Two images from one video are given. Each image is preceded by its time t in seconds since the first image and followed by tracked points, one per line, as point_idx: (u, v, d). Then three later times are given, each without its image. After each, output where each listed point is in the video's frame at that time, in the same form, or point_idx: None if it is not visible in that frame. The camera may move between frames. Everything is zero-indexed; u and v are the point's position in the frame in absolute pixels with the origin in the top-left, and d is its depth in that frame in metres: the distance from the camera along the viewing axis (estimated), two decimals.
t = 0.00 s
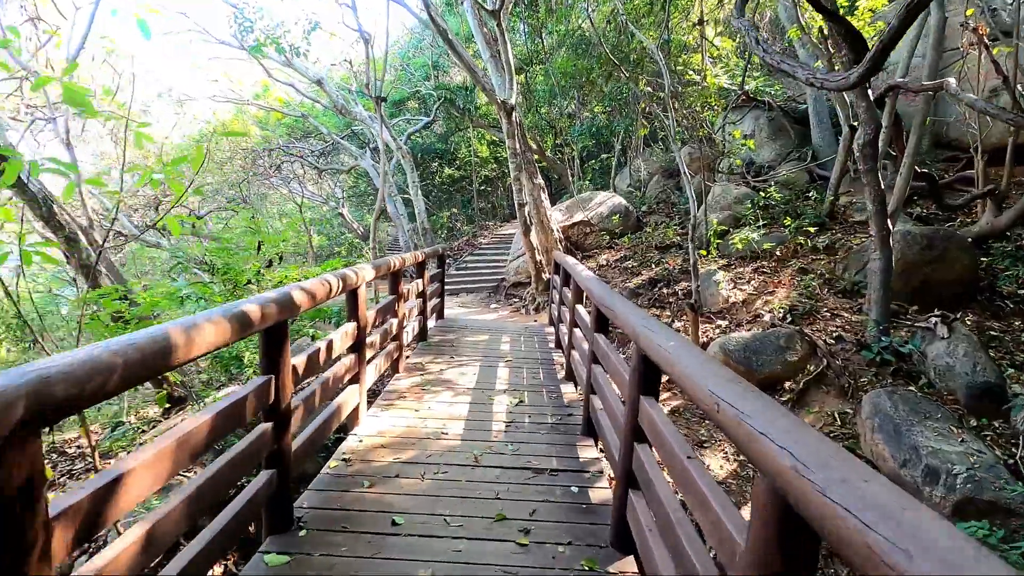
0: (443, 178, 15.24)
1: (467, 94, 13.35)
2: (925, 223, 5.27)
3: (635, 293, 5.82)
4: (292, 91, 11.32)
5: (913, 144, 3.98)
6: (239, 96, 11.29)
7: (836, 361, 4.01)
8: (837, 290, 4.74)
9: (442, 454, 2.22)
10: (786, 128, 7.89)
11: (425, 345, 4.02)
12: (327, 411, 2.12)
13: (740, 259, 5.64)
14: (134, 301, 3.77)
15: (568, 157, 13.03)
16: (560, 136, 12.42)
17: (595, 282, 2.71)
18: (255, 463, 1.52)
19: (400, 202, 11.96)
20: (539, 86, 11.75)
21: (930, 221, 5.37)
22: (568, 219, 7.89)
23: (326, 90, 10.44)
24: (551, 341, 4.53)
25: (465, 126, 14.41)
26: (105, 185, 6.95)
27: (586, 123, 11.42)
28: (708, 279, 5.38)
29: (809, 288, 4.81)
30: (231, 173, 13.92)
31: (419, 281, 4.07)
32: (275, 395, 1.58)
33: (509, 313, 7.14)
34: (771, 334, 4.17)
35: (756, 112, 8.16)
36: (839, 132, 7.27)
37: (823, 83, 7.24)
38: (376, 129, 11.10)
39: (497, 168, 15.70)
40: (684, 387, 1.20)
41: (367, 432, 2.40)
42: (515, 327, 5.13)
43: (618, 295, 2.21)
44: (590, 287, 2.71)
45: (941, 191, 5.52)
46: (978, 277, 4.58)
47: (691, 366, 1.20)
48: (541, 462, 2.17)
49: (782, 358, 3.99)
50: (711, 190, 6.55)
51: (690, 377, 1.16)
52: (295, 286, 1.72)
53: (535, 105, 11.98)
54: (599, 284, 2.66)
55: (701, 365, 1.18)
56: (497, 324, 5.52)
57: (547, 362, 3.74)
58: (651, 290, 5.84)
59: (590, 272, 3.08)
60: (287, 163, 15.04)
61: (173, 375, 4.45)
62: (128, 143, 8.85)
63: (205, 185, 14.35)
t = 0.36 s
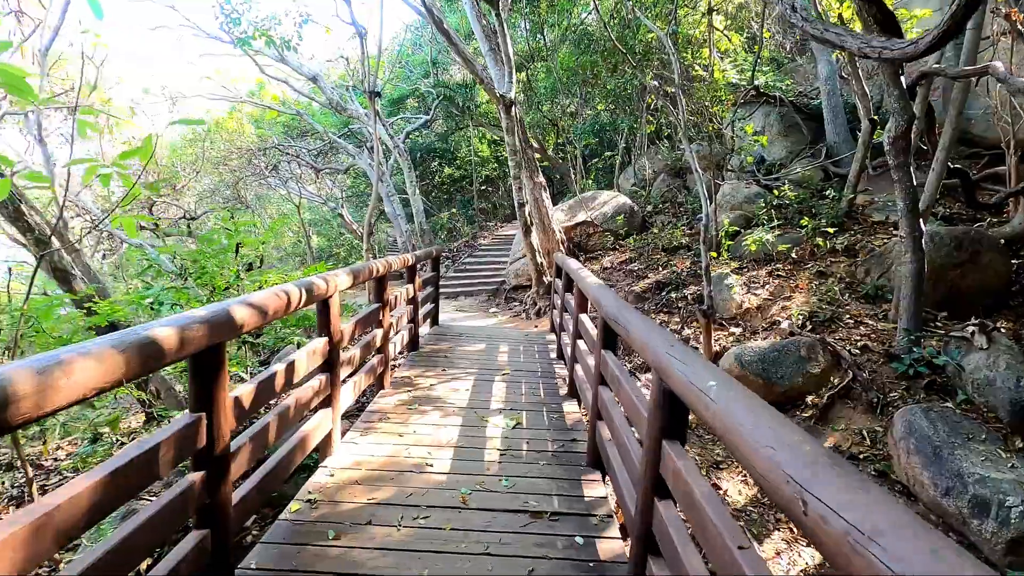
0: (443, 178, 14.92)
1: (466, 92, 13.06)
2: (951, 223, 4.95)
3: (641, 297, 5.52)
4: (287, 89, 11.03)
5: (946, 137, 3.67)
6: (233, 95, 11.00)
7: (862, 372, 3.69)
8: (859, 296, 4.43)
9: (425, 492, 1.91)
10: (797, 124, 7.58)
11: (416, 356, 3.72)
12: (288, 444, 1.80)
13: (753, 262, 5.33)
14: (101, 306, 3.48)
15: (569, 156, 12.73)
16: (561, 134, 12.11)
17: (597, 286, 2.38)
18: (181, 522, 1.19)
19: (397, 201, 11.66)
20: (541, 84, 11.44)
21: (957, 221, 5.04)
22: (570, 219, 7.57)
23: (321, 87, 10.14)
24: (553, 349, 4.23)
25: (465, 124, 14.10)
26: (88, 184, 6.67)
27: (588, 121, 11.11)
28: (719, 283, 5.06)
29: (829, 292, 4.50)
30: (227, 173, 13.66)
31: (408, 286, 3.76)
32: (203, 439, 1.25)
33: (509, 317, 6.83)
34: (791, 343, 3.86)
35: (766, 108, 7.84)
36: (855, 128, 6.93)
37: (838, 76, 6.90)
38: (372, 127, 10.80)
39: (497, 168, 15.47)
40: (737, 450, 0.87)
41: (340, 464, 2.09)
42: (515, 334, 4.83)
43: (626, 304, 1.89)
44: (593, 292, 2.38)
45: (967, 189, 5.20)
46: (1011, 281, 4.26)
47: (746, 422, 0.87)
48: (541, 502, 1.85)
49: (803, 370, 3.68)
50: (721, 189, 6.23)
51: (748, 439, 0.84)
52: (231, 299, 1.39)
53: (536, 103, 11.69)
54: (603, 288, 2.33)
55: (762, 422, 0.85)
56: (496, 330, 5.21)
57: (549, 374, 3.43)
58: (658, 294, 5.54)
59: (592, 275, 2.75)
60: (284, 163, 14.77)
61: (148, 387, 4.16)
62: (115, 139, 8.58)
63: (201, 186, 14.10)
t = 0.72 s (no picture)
0: (444, 178, 14.59)
1: (467, 90, 12.73)
2: (983, 225, 4.61)
3: (650, 304, 5.21)
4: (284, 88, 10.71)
5: (990, 131, 3.34)
6: (228, 93, 10.70)
7: (896, 389, 3.37)
8: (888, 303, 4.10)
9: (407, 547, 1.60)
10: (812, 121, 7.24)
11: (408, 370, 3.41)
12: (240, 492, 1.50)
13: (770, 266, 5.01)
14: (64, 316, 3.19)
15: (573, 156, 12.38)
16: (565, 133, 11.76)
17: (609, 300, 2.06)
18: None
19: (396, 202, 11.35)
20: (544, 81, 11.10)
21: (991, 223, 4.70)
22: (574, 220, 7.25)
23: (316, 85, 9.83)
24: (556, 360, 3.93)
25: (466, 123, 13.75)
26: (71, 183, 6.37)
27: (593, 119, 10.77)
28: (735, 289, 4.74)
29: (854, 300, 4.18)
30: (224, 173, 13.40)
31: (398, 294, 3.44)
32: (98, 514, 0.94)
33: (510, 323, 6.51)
34: (816, 356, 3.54)
35: (779, 105, 7.50)
36: (874, 125, 6.59)
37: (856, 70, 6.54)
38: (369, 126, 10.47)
39: (500, 168, 15.15)
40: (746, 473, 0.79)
41: (309, 509, 1.79)
42: (516, 344, 4.53)
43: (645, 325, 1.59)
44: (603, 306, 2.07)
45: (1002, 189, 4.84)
46: None
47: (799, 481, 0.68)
48: (544, 563, 1.54)
49: (831, 387, 3.37)
50: (733, 190, 5.91)
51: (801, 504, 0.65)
52: (148, 327, 1.08)
53: (539, 101, 11.35)
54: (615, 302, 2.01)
55: (818, 481, 0.67)
56: (496, 339, 4.91)
57: (553, 391, 3.13)
58: (668, 301, 5.23)
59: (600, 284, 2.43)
60: (282, 163, 14.49)
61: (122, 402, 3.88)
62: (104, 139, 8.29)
63: (198, 186, 13.85)
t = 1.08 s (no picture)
0: (445, 178, 14.29)
1: (469, 88, 12.43)
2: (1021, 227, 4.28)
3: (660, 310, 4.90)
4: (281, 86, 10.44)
5: None
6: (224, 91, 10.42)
7: (937, 409, 3.04)
8: (922, 313, 3.77)
9: None
10: (829, 118, 6.91)
11: (399, 387, 3.12)
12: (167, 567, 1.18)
13: (789, 271, 4.70)
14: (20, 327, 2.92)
15: (577, 155, 12.06)
16: (569, 132, 11.45)
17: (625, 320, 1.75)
18: None
19: (395, 203, 11.06)
20: (547, 79, 10.80)
21: None
22: (579, 221, 6.95)
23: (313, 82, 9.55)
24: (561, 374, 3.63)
25: (468, 122, 13.45)
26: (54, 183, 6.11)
27: (598, 117, 10.45)
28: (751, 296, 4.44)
29: (883, 308, 3.86)
30: (221, 173, 13.16)
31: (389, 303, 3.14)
32: None
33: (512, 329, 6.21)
34: (847, 372, 3.22)
35: (794, 101, 7.17)
36: (896, 121, 6.26)
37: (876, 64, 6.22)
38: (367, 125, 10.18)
39: (502, 169, 14.97)
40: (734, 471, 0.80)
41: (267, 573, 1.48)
42: (517, 353, 4.24)
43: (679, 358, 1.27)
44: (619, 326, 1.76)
45: None
46: None
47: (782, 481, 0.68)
48: None
49: (865, 406, 3.05)
50: (748, 189, 5.60)
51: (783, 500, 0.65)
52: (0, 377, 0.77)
53: (542, 99, 11.04)
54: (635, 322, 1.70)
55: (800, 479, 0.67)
56: (497, 348, 4.61)
57: (557, 412, 2.83)
58: (679, 308, 4.92)
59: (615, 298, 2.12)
60: (281, 163, 14.24)
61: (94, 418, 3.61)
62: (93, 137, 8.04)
63: (195, 186, 13.61)
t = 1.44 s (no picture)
0: (446, 178, 13.96)
1: (470, 85, 12.14)
2: None
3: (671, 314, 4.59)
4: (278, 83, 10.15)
5: None
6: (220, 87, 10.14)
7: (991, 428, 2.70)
8: (962, 320, 3.44)
9: None
10: (846, 113, 6.58)
11: (386, 402, 2.81)
12: None
13: (810, 274, 4.38)
14: None
15: (581, 153, 11.75)
16: (572, 130, 11.14)
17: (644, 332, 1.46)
18: None
19: (393, 202, 10.75)
20: (550, 75, 10.52)
21: None
22: (584, 221, 6.62)
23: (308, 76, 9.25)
24: (566, 385, 3.33)
25: (469, 120, 13.14)
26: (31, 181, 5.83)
27: (601, 114, 10.13)
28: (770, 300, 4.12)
29: (918, 315, 3.54)
30: (218, 171, 12.91)
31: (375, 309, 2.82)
32: None
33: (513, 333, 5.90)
34: (885, 386, 2.90)
35: (809, 95, 6.85)
36: (919, 115, 5.91)
37: (898, 55, 5.90)
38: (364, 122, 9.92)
39: (503, 168, 14.65)
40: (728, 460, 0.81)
41: None
42: (518, 362, 3.94)
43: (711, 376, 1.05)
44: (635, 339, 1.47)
45: None
46: None
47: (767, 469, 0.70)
48: None
49: (904, 424, 2.73)
50: (763, 187, 5.28)
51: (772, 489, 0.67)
52: None
53: (546, 95, 10.74)
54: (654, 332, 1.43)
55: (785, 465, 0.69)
56: (495, 357, 4.31)
57: (562, 432, 2.52)
58: (692, 312, 4.60)
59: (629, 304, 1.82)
60: (279, 162, 13.96)
61: (56, 432, 3.32)
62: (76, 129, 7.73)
63: (192, 185, 13.37)
